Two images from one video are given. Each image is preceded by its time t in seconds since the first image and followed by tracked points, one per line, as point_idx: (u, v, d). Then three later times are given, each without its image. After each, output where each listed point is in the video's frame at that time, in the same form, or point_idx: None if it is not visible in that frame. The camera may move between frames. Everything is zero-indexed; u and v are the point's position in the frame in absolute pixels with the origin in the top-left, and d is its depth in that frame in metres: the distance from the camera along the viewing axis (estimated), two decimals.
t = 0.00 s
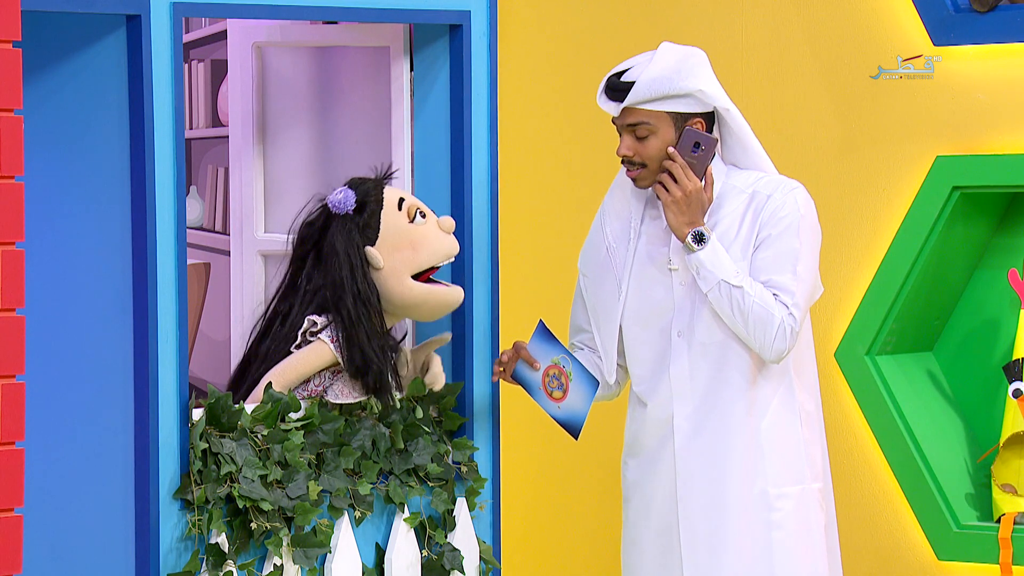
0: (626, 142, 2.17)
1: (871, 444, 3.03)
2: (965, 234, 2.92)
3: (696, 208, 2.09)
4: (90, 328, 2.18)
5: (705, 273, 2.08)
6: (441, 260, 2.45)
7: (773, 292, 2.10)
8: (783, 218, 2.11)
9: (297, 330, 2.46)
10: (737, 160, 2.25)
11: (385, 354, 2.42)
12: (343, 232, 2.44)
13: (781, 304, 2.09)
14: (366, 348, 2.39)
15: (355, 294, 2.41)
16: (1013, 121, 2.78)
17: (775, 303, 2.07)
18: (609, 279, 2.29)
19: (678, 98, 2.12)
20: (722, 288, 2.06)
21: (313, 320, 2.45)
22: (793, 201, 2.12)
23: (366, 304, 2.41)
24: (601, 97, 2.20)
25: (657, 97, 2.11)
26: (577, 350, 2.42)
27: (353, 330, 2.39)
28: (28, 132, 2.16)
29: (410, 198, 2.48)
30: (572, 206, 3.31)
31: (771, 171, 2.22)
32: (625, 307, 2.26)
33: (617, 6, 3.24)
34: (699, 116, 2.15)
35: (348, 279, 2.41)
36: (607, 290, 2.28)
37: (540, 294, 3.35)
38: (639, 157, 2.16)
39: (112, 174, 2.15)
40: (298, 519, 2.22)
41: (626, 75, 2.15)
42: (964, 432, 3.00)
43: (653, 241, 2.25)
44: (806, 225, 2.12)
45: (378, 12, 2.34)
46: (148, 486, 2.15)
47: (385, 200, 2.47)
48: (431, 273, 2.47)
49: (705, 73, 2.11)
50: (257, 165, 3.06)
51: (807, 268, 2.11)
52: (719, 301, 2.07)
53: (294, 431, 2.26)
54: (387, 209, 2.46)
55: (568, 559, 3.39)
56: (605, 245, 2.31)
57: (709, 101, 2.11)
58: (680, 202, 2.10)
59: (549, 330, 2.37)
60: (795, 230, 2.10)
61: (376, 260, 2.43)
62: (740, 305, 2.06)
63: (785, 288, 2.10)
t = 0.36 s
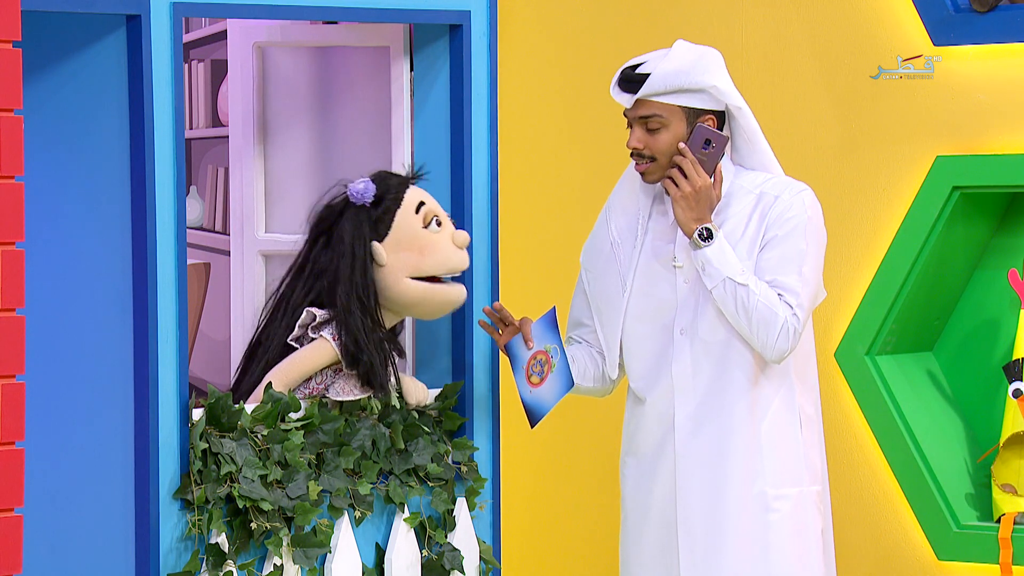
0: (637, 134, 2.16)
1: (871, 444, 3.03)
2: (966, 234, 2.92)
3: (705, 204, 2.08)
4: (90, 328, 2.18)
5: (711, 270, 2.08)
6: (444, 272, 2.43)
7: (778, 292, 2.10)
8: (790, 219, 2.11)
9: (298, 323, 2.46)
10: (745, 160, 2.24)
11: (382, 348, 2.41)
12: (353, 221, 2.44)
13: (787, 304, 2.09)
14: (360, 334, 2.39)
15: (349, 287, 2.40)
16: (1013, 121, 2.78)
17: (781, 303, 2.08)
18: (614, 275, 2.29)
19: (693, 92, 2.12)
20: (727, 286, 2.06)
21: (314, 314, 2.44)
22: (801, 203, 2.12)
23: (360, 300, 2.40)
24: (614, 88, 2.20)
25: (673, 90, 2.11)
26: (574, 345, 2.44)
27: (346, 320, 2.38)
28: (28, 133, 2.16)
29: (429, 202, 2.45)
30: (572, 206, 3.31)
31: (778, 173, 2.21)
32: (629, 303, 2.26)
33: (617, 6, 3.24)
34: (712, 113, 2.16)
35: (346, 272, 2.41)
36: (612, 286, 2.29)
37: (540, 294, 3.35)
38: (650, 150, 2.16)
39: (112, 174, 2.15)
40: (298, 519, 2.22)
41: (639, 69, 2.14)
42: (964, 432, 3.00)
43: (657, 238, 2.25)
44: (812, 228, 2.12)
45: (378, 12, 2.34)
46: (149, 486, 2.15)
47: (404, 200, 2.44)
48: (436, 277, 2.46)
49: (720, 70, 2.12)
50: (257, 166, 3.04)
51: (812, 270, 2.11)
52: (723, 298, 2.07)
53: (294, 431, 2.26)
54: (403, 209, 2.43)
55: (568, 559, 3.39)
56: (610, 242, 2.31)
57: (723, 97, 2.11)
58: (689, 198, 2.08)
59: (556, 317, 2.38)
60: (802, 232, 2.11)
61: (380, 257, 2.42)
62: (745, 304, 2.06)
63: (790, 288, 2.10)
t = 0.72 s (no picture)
0: (639, 138, 2.16)
1: (871, 444, 3.03)
2: (965, 234, 2.92)
3: (708, 206, 2.08)
4: (90, 329, 2.18)
5: (716, 271, 2.07)
6: (449, 266, 2.43)
7: (783, 294, 2.11)
8: (793, 220, 2.11)
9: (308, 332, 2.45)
10: (745, 161, 2.24)
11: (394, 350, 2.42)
12: (353, 233, 2.42)
13: (792, 306, 2.10)
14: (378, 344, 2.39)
15: (367, 298, 2.39)
16: (1013, 121, 2.78)
17: (786, 304, 2.08)
18: (615, 276, 2.28)
19: (694, 96, 2.12)
20: (732, 287, 2.06)
21: (321, 321, 2.43)
22: (803, 204, 2.13)
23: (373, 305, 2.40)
24: (614, 93, 2.20)
25: (673, 94, 2.11)
26: (574, 346, 2.44)
27: (364, 330, 2.39)
28: (28, 133, 2.16)
29: (421, 202, 2.45)
30: (572, 206, 3.31)
31: (778, 173, 2.22)
32: (630, 303, 2.26)
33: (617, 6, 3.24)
34: (712, 114, 2.15)
35: (360, 286, 2.39)
36: (613, 286, 2.28)
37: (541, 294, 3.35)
38: (652, 154, 2.16)
39: (111, 175, 2.15)
40: (298, 519, 2.22)
41: (640, 73, 2.14)
42: (964, 432, 3.00)
43: (658, 239, 2.25)
44: (815, 229, 2.12)
45: (378, 12, 2.34)
46: (149, 486, 2.15)
47: (396, 203, 2.45)
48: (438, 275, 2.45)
49: (720, 72, 2.11)
50: (256, 166, 3.07)
51: (816, 272, 2.12)
52: (728, 300, 2.07)
53: (294, 431, 2.26)
54: (397, 211, 2.43)
55: (568, 559, 3.39)
56: (610, 242, 2.31)
57: (723, 100, 2.11)
58: (692, 200, 2.08)
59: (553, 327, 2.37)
60: (805, 233, 2.11)
61: (382, 263, 2.42)
62: (750, 305, 2.05)
63: (795, 290, 2.11)
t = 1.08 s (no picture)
0: (644, 138, 2.15)
1: (871, 444, 3.03)
2: (965, 234, 2.92)
3: (715, 207, 2.09)
4: (91, 329, 2.18)
5: (723, 271, 2.07)
6: (446, 275, 2.44)
7: (789, 295, 2.11)
8: (799, 221, 2.12)
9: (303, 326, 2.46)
10: (747, 160, 2.24)
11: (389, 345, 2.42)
12: (356, 222, 2.44)
13: (798, 307, 2.10)
14: (369, 335, 2.39)
15: (354, 285, 2.41)
16: (1013, 121, 2.78)
17: (793, 306, 2.08)
18: (616, 275, 2.28)
19: (700, 96, 2.12)
20: (739, 288, 2.06)
21: (317, 316, 2.44)
22: (808, 205, 2.13)
23: (367, 298, 2.42)
24: (620, 92, 2.18)
25: (681, 94, 2.10)
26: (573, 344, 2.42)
27: (355, 322, 2.40)
28: (28, 133, 2.16)
29: (432, 204, 2.45)
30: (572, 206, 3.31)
31: (781, 173, 2.22)
32: (632, 303, 2.25)
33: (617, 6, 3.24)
34: (718, 115, 2.16)
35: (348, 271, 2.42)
36: (613, 286, 2.28)
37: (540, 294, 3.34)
38: (658, 154, 2.15)
39: (111, 175, 2.15)
40: (298, 519, 2.22)
41: (647, 72, 2.13)
42: (964, 432, 3.00)
43: (661, 238, 2.25)
44: (820, 229, 2.13)
45: (378, 12, 2.34)
46: (149, 486, 2.15)
47: (407, 201, 2.45)
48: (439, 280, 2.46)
49: (726, 72, 2.12)
50: (256, 167, 3.05)
51: (821, 273, 2.13)
52: (734, 301, 2.07)
53: (294, 431, 2.26)
54: (406, 211, 2.43)
55: (568, 559, 3.39)
56: (609, 241, 2.30)
57: (730, 100, 2.11)
58: (699, 201, 2.09)
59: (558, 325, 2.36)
60: (811, 234, 2.11)
61: (382, 258, 2.43)
62: (757, 306, 2.05)
63: (801, 291, 2.11)
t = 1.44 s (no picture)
0: (662, 130, 2.14)
1: (871, 444, 3.03)
2: (965, 234, 2.92)
3: (734, 200, 2.09)
4: (91, 329, 2.18)
5: (740, 264, 2.07)
6: (442, 275, 2.43)
7: (805, 290, 2.11)
8: (811, 219, 2.13)
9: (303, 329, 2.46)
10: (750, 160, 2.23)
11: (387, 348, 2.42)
12: (353, 223, 2.45)
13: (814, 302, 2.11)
14: (366, 338, 2.39)
15: (360, 288, 2.41)
16: (1012, 121, 2.79)
17: (810, 301, 2.09)
18: (621, 273, 2.27)
19: (719, 91, 2.13)
20: (757, 281, 2.06)
21: (319, 319, 2.44)
22: (818, 205, 2.14)
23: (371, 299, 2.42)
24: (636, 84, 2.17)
25: (703, 87, 2.10)
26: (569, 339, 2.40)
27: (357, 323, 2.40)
28: (28, 133, 2.16)
29: (428, 204, 2.45)
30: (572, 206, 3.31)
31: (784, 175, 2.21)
32: (638, 300, 2.25)
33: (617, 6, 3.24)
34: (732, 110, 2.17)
35: (355, 274, 2.42)
36: (620, 284, 2.27)
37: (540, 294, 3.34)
38: (675, 146, 2.14)
39: (112, 174, 2.15)
40: (298, 519, 2.22)
41: (667, 64, 2.12)
42: (964, 432, 3.00)
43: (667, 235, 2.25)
44: (829, 229, 2.14)
45: (378, 12, 2.34)
46: (149, 486, 2.15)
47: (402, 202, 2.44)
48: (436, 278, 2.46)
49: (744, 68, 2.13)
50: (257, 167, 3.05)
51: (832, 270, 2.14)
52: (752, 294, 2.07)
53: (294, 431, 2.26)
54: (401, 211, 2.43)
55: (568, 559, 3.39)
56: (614, 239, 2.29)
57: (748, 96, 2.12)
58: (720, 193, 2.08)
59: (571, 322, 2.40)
60: (824, 232, 2.12)
61: (379, 259, 2.43)
62: (775, 300, 2.06)
63: (817, 286, 2.11)
